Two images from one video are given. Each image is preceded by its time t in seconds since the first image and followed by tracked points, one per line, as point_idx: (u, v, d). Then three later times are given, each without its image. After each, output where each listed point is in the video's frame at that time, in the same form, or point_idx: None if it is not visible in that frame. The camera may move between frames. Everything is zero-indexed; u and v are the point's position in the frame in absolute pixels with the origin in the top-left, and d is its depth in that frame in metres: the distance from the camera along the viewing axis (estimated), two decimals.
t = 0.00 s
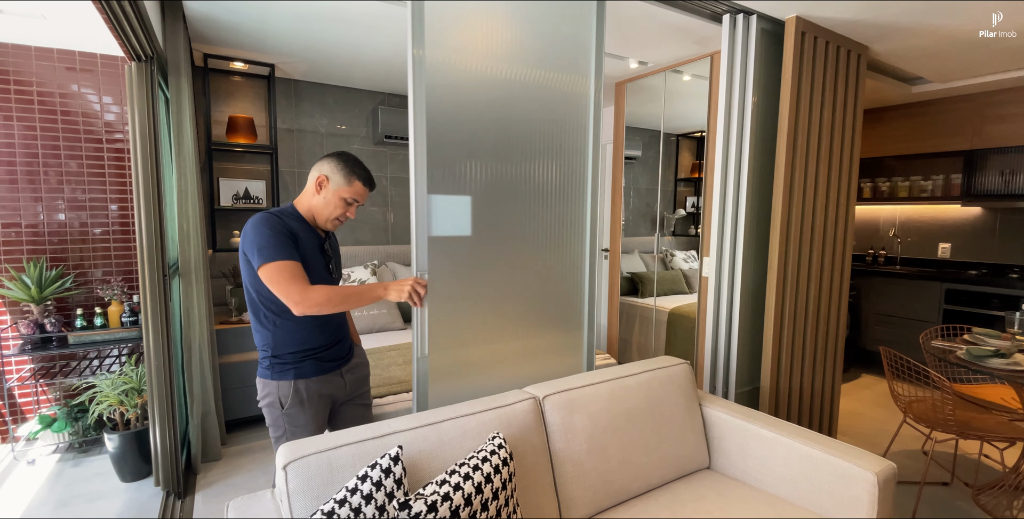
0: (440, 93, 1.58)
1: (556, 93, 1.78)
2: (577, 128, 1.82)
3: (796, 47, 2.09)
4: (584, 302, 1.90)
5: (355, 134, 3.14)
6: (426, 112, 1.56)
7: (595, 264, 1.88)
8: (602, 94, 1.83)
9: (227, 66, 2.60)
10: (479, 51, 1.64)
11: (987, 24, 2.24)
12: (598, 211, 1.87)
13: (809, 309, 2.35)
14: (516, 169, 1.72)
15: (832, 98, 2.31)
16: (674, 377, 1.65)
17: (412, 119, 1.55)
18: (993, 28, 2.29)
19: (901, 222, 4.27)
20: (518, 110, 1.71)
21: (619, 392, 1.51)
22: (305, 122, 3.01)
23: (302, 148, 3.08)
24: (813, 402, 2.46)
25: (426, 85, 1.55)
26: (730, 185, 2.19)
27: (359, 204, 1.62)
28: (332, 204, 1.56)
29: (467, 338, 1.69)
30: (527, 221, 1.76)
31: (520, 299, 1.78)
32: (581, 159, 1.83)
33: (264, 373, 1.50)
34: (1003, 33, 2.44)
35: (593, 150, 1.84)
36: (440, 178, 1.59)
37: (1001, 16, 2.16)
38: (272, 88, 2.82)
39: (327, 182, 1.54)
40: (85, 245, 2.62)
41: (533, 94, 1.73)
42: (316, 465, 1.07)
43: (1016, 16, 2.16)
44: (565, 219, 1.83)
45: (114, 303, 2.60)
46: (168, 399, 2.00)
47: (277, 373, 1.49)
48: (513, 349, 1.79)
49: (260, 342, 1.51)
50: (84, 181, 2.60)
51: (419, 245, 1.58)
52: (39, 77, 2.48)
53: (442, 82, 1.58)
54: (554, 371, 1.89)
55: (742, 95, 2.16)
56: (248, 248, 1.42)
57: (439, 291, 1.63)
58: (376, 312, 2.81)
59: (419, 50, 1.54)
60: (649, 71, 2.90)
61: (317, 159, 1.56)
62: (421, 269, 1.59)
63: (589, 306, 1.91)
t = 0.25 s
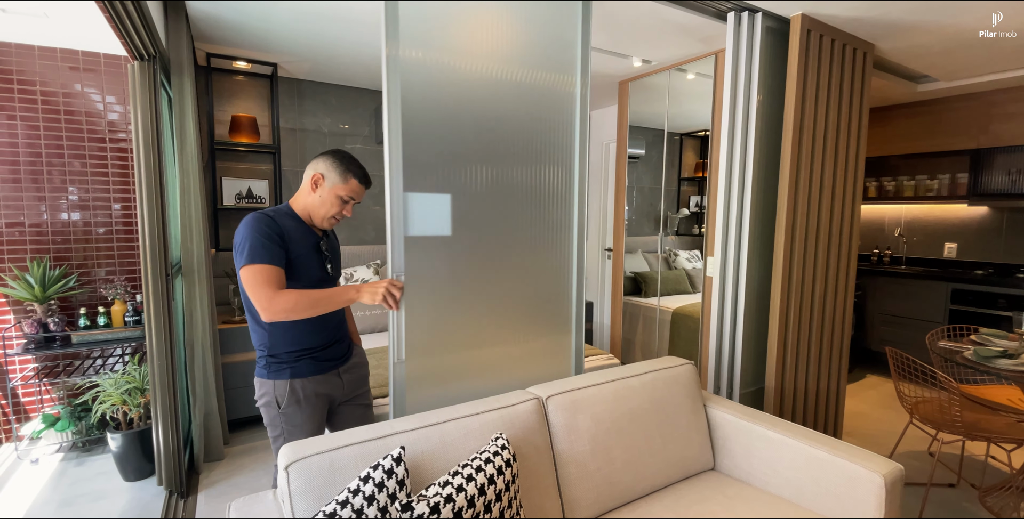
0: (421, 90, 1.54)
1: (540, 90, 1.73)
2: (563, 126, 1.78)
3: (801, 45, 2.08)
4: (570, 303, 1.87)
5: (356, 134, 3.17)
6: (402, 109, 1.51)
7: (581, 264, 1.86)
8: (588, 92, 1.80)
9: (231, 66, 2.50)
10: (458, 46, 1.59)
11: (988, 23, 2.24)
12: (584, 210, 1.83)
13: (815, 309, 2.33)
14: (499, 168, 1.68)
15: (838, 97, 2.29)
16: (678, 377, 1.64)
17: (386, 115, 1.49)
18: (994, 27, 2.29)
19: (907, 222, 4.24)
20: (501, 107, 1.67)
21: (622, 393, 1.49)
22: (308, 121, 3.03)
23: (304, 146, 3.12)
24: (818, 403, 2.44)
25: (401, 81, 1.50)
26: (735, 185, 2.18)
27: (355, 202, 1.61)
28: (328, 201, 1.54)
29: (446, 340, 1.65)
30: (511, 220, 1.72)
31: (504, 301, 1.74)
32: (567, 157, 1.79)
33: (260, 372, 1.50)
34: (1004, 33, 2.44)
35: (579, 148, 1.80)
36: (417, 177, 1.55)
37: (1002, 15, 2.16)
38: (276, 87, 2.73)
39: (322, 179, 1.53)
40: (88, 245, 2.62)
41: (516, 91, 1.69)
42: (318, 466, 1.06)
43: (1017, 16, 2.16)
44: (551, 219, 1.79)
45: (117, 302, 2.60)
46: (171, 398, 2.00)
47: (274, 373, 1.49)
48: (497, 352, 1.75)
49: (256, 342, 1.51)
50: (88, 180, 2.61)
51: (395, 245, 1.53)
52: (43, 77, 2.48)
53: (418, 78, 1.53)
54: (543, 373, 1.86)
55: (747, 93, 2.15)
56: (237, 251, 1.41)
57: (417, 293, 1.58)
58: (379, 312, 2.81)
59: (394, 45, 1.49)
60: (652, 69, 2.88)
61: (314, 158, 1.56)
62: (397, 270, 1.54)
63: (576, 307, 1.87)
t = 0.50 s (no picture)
0: (407, 88, 1.50)
1: (522, 88, 1.69)
2: (547, 123, 1.73)
3: (807, 44, 2.06)
4: (557, 305, 1.81)
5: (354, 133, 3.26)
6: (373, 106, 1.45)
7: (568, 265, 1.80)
8: (571, 88, 1.75)
9: (234, 65, 2.48)
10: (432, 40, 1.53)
11: (987, 24, 2.25)
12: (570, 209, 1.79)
13: (820, 309, 2.32)
14: (479, 167, 1.62)
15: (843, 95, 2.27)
16: (683, 379, 1.62)
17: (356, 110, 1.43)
18: (994, 27, 2.29)
19: (913, 221, 4.21)
20: (480, 103, 1.62)
21: (626, 394, 1.48)
22: (311, 121, 3.03)
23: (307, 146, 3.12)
24: (823, 404, 2.42)
25: (371, 77, 1.44)
26: (739, 184, 2.17)
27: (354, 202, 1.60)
28: (327, 201, 1.54)
29: (422, 346, 1.58)
30: (492, 220, 1.66)
31: (485, 305, 1.68)
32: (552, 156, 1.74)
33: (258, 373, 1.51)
34: (1003, 33, 2.44)
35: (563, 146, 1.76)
36: (390, 176, 1.49)
37: (1001, 15, 2.16)
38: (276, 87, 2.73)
39: (321, 179, 1.53)
40: (91, 244, 2.63)
41: (497, 88, 1.64)
42: (318, 468, 1.05)
43: (1016, 16, 2.16)
44: (536, 219, 1.74)
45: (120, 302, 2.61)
46: (173, 398, 2.00)
47: (271, 373, 1.49)
48: (479, 359, 1.69)
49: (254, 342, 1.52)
50: (91, 180, 2.61)
51: (366, 246, 1.46)
52: (46, 77, 2.48)
53: (389, 73, 1.47)
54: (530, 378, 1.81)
55: (752, 92, 2.13)
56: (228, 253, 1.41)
57: (391, 296, 1.52)
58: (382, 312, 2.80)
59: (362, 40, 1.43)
60: (656, 68, 2.87)
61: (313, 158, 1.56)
62: (367, 272, 1.47)
63: (563, 310, 1.82)
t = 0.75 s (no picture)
0: (401, 87, 1.48)
1: (502, 85, 1.65)
2: (528, 123, 1.70)
3: (813, 42, 2.03)
4: (538, 308, 1.78)
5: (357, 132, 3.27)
6: (341, 103, 1.40)
7: (551, 267, 1.77)
8: (553, 86, 1.72)
9: (236, 66, 2.55)
10: (405, 34, 1.47)
11: (987, 24, 2.24)
12: (552, 210, 1.76)
13: (825, 310, 2.29)
14: (455, 167, 1.59)
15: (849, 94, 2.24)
16: (686, 381, 1.61)
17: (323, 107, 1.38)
18: (994, 27, 2.29)
19: (919, 221, 4.17)
20: (456, 101, 1.57)
21: (628, 397, 1.47)
22: (314, 121, 3.04)
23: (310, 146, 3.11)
24: (828, 406, 2.39)
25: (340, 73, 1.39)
26: (744, 184, 2.14)
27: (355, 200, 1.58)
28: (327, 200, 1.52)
29: (396, 350, 1.54)
30: (468, 222, 1.62)
31: (461, 309, 1.64)
32: (534, 156, 1.71)
33: (259, 373, 1.51)
34: (1003, 33, 2.43)
35: (545, 146, 1.72)
36: (361, 175, 1.44)
37: (1001, 15, 2.15)
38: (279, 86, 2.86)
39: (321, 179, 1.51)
40: (95, 245, 2.63)
41: (474, 85, 1.60)
42: (317, 471, 1.04)
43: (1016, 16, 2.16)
44: (516, 220, 1.71)
45: (123, 302, 2.61)
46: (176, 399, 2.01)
47: (271, 373, 1.49)
48: (454, 364, 1.64)
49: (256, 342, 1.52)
50: (95, 180, 2.62)
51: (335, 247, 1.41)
52: (50, 77, 2.49)
53: (359, 69, 1.41)
54: (513, 383, 1.77)
55: (756, 90, 2.11)
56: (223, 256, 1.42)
57: (363, 298, 1.47)
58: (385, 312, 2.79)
59: (329, 33, 1.37)
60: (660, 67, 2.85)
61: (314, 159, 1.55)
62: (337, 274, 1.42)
63: (545, 313, 1.79)
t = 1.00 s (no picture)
0: (398, 85, 1.46)
1: (482, 81, 1.60)
2: (508, 121, 1.65)
3: (817, 41, 2.01)
4: (518, 311, 1.73)
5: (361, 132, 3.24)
6: (307, 99, 1.35)
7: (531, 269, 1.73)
8: (534, 85, 1.68)
9: (240, 66, 2.56)
10: (379, 29, 1.42)
11: (987, 24, 2.23)
12: (533, 209, 1.71)
13: (830, 311, 2.27)
14: (430, 166, 1.53)
15: (855, 93, 2.22)
16: (689, 382, 1.59)
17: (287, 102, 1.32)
18: (994, 27, 2.28)
19: (927, 221, 4.13)
20: (432, 98, 1.52)
21: (631, 399, 1.45)
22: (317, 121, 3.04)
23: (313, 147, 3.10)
24: (834, 408, 2.37)
25: (305, 68, 1.34)
26: (747, 184, 2.13)
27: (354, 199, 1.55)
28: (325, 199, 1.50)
29: (367, 354, 1.49)
30: (443, 222, 1.57)
31: (436, 313, 1.58)
32: (514, 155, 1.67)
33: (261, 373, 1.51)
34: (1004, 33, 2.43)
35: (525, 145, 1.68)
36: (329, 174, 1.39)
37: (1000, 16, 2.15)
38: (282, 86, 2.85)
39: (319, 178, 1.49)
40: (99, 245, 2.64)
41: (452, 82, 1.54)
42: (316, 474, 1.04)
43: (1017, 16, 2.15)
44: (494, 221, 1.66)
45: (126, 301, 2.62)
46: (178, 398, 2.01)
47: (272, 373, 1.49)
48: (429, 370, 1.59)
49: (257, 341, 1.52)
50: (98, 180, 2.63)
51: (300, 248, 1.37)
52: (54, 77, 2.50)
53: (327, 64, 1.36)
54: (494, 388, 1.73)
55: (760, 90, 2.09)
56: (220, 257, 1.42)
57: (330, 301, 1.42)
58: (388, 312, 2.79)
59: (294, 26, 1.32)
60: (664, 66, 2.83)
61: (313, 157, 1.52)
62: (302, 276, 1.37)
63: (525, 316, 1.75)
